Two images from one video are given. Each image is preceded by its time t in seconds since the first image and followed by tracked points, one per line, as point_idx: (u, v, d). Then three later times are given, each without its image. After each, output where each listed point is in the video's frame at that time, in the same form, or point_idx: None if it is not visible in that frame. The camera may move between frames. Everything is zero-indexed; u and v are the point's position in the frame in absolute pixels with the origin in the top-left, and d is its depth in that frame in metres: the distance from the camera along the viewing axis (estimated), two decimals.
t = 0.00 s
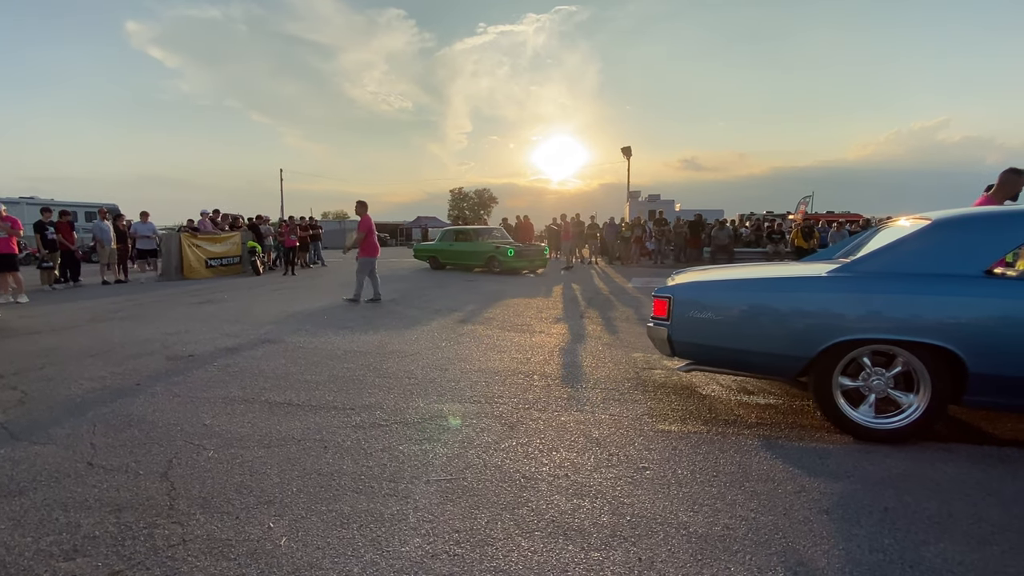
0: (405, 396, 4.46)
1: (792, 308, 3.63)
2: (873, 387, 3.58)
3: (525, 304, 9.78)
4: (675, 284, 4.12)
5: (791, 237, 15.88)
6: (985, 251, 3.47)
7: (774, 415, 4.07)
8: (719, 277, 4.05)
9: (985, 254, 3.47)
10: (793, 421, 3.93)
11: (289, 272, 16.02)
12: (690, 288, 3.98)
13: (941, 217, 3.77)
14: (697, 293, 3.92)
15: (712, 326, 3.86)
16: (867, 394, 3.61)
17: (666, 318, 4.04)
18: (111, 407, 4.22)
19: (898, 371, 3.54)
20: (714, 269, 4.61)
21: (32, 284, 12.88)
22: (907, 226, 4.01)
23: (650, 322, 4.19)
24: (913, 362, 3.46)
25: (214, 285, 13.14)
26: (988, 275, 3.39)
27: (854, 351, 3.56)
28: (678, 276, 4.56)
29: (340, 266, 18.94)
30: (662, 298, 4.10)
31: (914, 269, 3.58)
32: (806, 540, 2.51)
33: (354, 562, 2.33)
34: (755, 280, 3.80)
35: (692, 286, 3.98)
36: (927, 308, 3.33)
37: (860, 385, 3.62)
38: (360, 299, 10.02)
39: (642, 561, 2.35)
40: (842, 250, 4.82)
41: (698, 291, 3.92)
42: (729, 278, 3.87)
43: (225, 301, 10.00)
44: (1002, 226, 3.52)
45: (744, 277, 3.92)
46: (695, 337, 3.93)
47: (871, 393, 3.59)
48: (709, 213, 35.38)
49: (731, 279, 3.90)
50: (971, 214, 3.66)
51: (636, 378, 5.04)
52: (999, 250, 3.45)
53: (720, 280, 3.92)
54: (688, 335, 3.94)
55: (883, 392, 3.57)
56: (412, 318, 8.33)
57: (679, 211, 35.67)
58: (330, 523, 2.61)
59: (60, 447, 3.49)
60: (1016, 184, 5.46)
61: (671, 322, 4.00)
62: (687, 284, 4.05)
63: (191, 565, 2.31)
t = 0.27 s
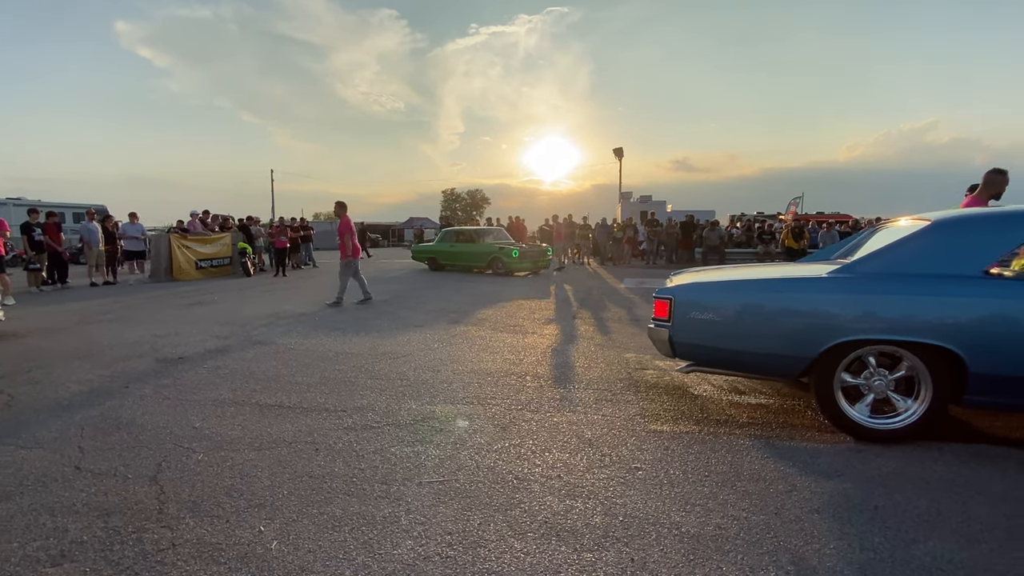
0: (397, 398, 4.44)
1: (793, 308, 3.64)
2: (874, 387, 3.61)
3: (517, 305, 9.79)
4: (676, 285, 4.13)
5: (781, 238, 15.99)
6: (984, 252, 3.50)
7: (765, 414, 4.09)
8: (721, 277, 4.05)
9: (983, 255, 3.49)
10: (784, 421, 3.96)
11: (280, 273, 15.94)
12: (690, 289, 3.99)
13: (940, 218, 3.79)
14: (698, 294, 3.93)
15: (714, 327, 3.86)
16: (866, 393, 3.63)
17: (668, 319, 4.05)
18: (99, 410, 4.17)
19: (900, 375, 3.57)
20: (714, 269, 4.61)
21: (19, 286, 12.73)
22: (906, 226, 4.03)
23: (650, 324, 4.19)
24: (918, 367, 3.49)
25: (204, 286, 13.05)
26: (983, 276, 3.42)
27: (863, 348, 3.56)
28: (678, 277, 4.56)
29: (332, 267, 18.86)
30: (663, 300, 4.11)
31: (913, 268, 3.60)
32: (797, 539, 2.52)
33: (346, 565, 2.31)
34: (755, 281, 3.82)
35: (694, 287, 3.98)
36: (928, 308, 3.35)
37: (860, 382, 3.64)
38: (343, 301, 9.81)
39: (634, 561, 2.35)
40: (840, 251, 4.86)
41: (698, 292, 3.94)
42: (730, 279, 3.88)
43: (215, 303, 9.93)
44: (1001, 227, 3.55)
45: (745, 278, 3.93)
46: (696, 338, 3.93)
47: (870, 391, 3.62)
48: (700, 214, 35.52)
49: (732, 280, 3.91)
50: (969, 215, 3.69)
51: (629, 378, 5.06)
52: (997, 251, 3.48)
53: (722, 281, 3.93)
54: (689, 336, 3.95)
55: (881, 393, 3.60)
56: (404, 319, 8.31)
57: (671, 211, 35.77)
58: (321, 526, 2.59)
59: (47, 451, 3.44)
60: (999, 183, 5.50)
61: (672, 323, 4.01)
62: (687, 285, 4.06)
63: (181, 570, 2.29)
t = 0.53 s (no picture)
0: (388, 401, 4.43)
1: (800, 311, 3.65)
2: (881, 389, 3.63)
3: (508, 307, 9.79)
4: (683, 288, 4.12)
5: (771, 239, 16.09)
6: (989, 253, 3.52)
7: (755, 415, 4.11)
8: (727, 280, 4.06)
9: (988, 256, 3.51)
10: (773, 422, 3.98)
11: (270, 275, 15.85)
12: (696, 291, 4.00)
13: (945, 219, 3.81)
14: (706, 297, 3.93)
15: (722, 330, 3.86)
16: (870, 391, 3.66)
17: (676, 322, 4.04)
18: (85, 414, 4.12)
19: (910, 385, 3.59)
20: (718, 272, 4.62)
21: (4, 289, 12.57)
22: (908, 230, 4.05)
23: (659, 326, 4.20)
24: (931, 377, 3.51)
25: (193, 288, 12.96)
26: (987, 278, 3.44)
27: (884, 350, 3.54)
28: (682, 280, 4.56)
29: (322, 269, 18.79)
30: (671, 302, 4.10)
31: (917, 270, 3.61)
32: (786, 540, 2.53)
33: (336, 570, 2.30)
34: (762, 283, 3.82)
35: (701, 290, 3.98)
36: (934, 310, 3.37)
37: (869, 380, 3.65)
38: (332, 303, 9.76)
39: (624, 563, 2.36)
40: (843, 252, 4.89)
41: (704, 294, 3.94)
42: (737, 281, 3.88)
43: (204, 305, 9.86)
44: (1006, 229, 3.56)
45: (751, 280, 3.94)
46: (703, 341, 3.93)
47: (874, 390, 3.64)
48: (691, 215, 35.70)
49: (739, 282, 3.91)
50: (974, 216, 3.70)
51: (620, 379, 5.07)
52: (1003, 252, 3.50)
53: (729, 284, 3.93)
54: (697, 339, 3.94)
55: (885, 395, 3.62)
56: (395, 321, 8.28)
57: (660, 212, 35.84)
58: (310, 531, 2.58)
59: (33, 456, 3.40)
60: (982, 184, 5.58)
61: (680, 326, 4.00)
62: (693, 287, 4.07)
63: None
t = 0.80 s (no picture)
0: (378, 404, 4.40)
1: (817, 314, 3.66)
2: (898, 391, 3.63)
3: (498, 309, 9.77)
4: (697, 290, 4.10)
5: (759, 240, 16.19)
6: (1008, 256, 3.54)
7: (744, 416, 4.13)
8: (741, 282, 4.05)
9: (1006, 259, 3.54)
10: (761, 423, 4.00)
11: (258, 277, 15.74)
12: (713, 294, 3.97)
13: (962, 219, 3.82)
14: (722, 300, 3.92)
15: (739, 333, 3.86)
16: (886, 386, 3.66)
17: (691, 325, 4.03)
18: (70, 419, 4.07)
19: (923, 400, 3.61)
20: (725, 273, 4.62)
21: None
22: (919, 230, 4.07)
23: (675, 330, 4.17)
24: (948, 399, 3.55)
25: (181, 290, 12.84)
26: (1005, 280, 3.47)
27: (923, 355, 3.54)
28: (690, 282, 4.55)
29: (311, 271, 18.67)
30: (685, 305, 4.08)
31: (928, 271, 3.64)
32: (776, 541, 2.54)
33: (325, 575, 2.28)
34: (778, 286, 3.83)
35: (717, 292, 3.97)
36: (949, 313, 3.41)
37: (893, 377, 3.64)
38: (322, 304, 9.80)
39: (615, 565, 2.36)
40: (852, 252, 4.93)
41: (722, 297, 3.92)
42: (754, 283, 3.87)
43: (191, 308, 9.76)
44: None
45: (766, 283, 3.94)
46: (719, 344, 3.93)
47: (890, 386, 3.65)
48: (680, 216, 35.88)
49: (755, 285, 3.91)
50: (991, 217, 3.72)
51: (610, 381, 5.08)
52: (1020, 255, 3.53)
53: (744, 286, 3.93)
54: (712, 342, 3.93)
55: (898, 396, 3.63)
56: (385, 324, 8.26)
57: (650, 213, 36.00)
58: (299, 535, 2.56)
59: (16, 462, 3.35)
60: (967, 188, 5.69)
61: (696, 329, 3.99)
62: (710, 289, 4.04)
63: None
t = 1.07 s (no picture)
0: (368, 407, 4.39)
1: (844, 317, 3.65)
2: (923, 392, 3.60)
3: (489, 311, 9.77)
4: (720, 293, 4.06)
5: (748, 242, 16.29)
6: None
7: (734, 417, 4.15)
8: (763, 285, 4.02)
9: None
10: (751, 423, 4.03)
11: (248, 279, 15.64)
12: (737, 296, 3.93)
13: (986, 221, 3.83)
14: (747, 302, 3.88)
15: (766, 336, 3.83)
16: (915, 381, 3.63)
17: (715, 328, 3.99)
18: (56, 423, 4.02)
19: (937, 412, 3.60)
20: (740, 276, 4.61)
21: None
22: (939, 232, 4.05)
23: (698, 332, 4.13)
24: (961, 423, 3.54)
25: (169, 293, 12.74)
26: None
27: (973, 375, 3.51)
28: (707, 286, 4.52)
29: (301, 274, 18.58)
30: (709, 308, 4.04)
31: (955, 273, 3.64)
32: (766, 541, 2.56)
33: None
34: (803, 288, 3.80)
35: (741, 295, 3.93)
36: (979, 314, 3.40)
37: (927, 377, 3.60)
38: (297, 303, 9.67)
39: (606, 566, 2.37)
40: (866, 255, 4.96)
41: (746, 299, 3.88)
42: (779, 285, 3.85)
43: (179, 310, 9.68)
44: None
45: (790, 285, 3.91)
46: (744, 347, 3.89)
47: (918, 382, 3.62)
48: (669, 219, 36.07)
49: (779, 287, 3.88)
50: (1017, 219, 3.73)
51: (601, 383, 5.09)
52: None
53: (768, 289, 3.90)
54: (737, 345, 3.90)
55: (920, 394, 3.61)
56: (375, 326, 8.23)
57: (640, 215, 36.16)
58: (288, 539, 2.54)
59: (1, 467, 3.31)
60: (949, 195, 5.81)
61: (720, 332, 3.95)
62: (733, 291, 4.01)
63: None
